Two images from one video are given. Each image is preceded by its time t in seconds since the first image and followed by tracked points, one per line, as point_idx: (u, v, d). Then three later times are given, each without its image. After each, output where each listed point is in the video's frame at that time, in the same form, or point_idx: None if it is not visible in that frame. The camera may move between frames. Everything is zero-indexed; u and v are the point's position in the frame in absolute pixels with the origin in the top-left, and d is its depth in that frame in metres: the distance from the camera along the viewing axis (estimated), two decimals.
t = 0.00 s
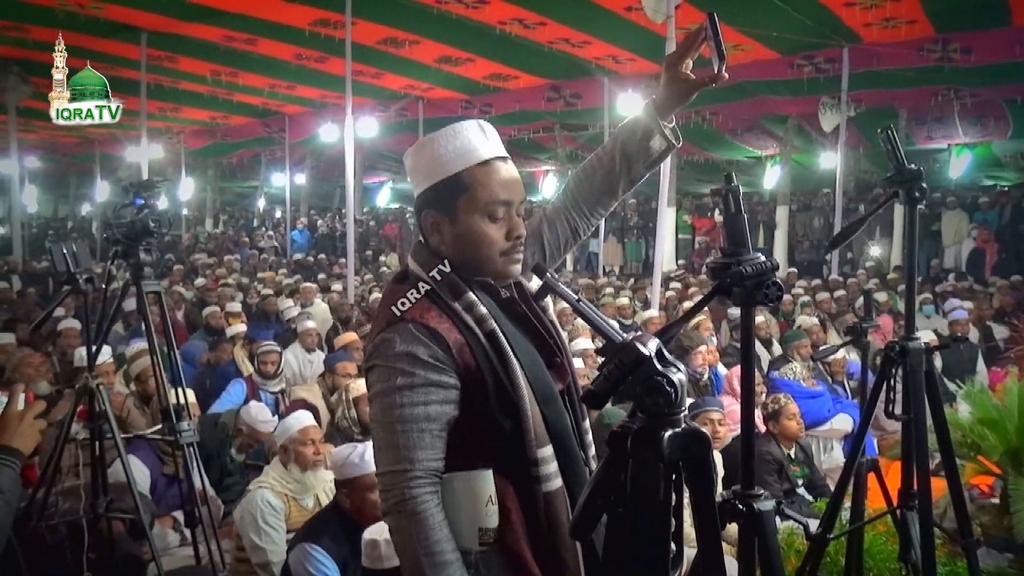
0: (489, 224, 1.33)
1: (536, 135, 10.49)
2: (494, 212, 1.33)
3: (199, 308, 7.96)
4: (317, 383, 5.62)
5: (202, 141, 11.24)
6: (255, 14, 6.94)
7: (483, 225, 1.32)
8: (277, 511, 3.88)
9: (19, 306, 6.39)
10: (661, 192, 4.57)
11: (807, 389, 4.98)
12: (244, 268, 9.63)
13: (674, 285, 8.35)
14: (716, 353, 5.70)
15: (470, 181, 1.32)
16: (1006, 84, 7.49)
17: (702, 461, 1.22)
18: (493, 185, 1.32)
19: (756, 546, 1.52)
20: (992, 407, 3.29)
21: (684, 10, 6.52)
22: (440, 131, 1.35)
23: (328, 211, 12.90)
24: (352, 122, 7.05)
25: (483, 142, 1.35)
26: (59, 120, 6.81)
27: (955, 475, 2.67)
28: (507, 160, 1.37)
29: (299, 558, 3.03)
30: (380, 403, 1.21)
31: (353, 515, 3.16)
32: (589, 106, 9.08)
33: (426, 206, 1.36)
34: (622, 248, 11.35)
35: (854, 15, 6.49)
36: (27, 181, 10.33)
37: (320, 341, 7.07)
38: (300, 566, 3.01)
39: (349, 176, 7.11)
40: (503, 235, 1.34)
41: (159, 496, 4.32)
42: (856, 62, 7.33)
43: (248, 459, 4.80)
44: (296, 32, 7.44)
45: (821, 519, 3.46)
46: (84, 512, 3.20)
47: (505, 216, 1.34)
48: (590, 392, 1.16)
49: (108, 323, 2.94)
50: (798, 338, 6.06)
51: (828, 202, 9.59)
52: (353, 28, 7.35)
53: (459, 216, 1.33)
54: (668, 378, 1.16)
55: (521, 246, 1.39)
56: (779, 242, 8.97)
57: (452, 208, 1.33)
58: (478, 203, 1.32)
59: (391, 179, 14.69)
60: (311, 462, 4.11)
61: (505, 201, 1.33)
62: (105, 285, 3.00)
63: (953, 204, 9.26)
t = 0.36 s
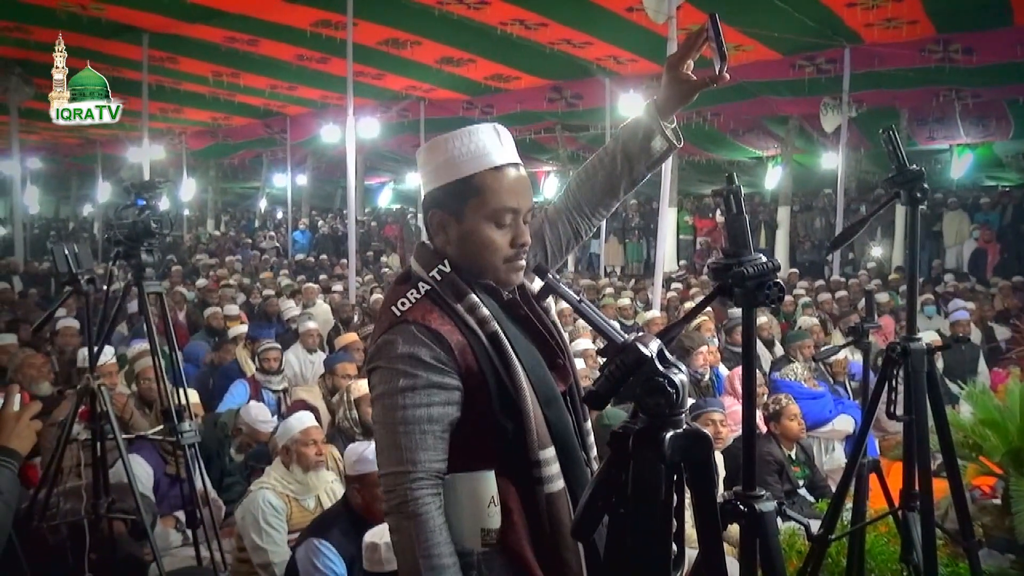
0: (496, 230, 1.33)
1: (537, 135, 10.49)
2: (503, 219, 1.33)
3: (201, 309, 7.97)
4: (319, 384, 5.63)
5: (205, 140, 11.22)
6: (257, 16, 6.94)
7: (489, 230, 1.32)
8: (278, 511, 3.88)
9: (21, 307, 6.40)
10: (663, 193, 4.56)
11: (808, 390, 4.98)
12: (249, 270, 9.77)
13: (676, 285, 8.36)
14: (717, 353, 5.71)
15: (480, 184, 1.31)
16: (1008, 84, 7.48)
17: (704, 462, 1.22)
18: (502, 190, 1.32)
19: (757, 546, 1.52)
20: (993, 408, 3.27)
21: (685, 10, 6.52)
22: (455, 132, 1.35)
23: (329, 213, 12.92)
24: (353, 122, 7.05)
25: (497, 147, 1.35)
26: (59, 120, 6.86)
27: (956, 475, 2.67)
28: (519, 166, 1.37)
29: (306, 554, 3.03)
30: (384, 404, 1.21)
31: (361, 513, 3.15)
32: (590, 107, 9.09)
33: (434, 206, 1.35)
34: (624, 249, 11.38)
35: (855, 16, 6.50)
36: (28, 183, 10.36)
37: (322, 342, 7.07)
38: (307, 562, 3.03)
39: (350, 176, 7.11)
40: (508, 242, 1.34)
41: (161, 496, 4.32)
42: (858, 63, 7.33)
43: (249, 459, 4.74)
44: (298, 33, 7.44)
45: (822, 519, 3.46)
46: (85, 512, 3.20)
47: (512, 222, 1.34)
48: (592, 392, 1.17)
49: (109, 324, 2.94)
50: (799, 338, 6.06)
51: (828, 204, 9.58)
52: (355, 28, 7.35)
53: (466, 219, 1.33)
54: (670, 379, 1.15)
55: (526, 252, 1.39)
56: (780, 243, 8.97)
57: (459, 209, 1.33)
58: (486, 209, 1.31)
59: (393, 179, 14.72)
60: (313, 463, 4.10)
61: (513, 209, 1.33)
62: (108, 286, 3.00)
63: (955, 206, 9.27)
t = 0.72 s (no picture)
0: (499, 231, 1.32)
1: (538, 136, 10.51)
2: (505, 220, 1.32)
3: (201, 309, 7.98)
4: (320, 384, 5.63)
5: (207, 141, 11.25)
6: (258, 16, 6.93)
7: (492, 231, 1.32)
8: (279, 512, 3.88)
9: (22, 307, 6.41)
10: (665, 194, 4.54)
11: (809, 390, 4.96)
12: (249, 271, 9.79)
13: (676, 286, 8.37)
14: (717, 354, 5.71)
15: (482, 184, 1.31)
16: (1009, 85, 7.48)
17: (705, 463, 1.21)
18: (505, 191, 1.31)
19: (758, 546, 1.52)
20: (995, 408, 3.26)
21: (686, 11, 6.52)
22: (459, 133, 1.35)
23: (330, 213, 12.93)
24: (354, 122, 7.05)
25: (501, 148, 1.35)
26: (59, 120, 6.86)
27: (958, 475, 2.67)
28: (523, 167, 1.37)
29: (309, 555, 3.03)
30: (384, 403, 1.21)
31: (366, 511, 3.11)
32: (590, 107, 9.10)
33: (437, 205, 1.35)
34: (625, 249, 11.40)
35: (856, 16, 6.49)
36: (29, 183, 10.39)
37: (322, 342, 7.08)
38: (310, 562, 3.02)
39: (351, 176, 7.11)
40: (510, 243, 1.34)
41: (162, 496, 4.32)
42: (859, 63, 7.33)
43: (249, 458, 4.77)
44: (299, 33, 7.44)
45: (822, 520, 3.46)
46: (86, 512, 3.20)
47: (515, 223, 1.34)
48: (594, 393, 1.17)
49: (110, 324, 2.93)
50: (800, 338, 6.07)
51: (829, 204, 9.59)
52: (355, 28, 7.34)
53: (468, 219, 1.33)
54: (671, 380, 1.15)
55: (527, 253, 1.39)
56: (781, 244, 8.98)
57: (462, 209, 1.33)
58: (489, 209, 1.31)
59: (394, 180, 14.74)
60: (314, 463, 4.09)
61: (516, 210, 1.33)
62: (108, 286, 2.99)
63: (956, 206, 9.28)
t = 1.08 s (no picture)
0: (491, 237, 1.31)
1: (541, 136, 10.51)
2: (496, 225, 1.31)
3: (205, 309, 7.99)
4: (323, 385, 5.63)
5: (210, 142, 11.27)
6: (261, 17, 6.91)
7: (483, 237, 1.31)
8: (283, 512, 3.88)
9: (27, 307, 6.44)
10: (668, 194, 4.48)
11: (813, 391, 4.94)
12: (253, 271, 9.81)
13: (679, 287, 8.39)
14: (720, 354, 5.70)
15: (475, 187, 1.31)
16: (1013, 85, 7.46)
17: (709, 464, 1.21)
18: (496, 196, 1.30)
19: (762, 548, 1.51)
20: (999, 410, 3.24)
21: (689, 11, 6.51)
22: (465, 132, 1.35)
23: (334, 215, 12.95)
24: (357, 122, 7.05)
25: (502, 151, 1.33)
26: (59, 120, 6.86)
27: (961, 476, 2.66)
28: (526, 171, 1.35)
29: (308, 559, 3.04)
30: (387, 403, 1.21)
31: (363, 516, 3.15)
32: (593, 108, 9.11)
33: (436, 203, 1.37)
34: (628, 249, 11.42)
35: (860, 16, 6.47)
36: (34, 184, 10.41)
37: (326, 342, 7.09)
38: (309, 565, 3.03)
39: (354, 177, 7.11)
40: (501, 249, 1.31)
41: (165, 496, 4.33)
42: (862, 63, 7.32)
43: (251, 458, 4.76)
44: (302, 34, 7.45)
45: (826, 521, 3.45)
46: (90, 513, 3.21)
47: (506, 232, 1.31)
48: (596, 393, 1.17)
49: (114, 325, 2.93)
50: (803, 339, 6.06)
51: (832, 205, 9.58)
52: (358, 29, 7.34)
53: (462, 219, 1.33)
54: (674, 380, 1.15)
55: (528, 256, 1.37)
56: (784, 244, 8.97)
57: (456, 209, 1.34)
58: (482, 210, 1.30)
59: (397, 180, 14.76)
60: (317, 464, 4.09)
61: (507, 215, 1.30)
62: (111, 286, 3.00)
63: (960, 206, 9.28)
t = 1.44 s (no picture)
0: (496, 229, 1.31)
1: (550, 137, 10.51)
2: (500, 216, 1.31)
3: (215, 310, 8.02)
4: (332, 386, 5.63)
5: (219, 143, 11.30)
6: (270, 18, 6.93)
7: (488, 229, 1.31)
8: (293, 512, 3.89)
9: (39, 308, 6.48)
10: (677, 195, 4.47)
11: (824, 393, 4.91)
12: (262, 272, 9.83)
13: (688, 288, 8.38)
14: (730, 355, 5.69)
15: (478, 182, 1.31)
16: None
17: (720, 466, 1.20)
18: (500, 186, 1.30)
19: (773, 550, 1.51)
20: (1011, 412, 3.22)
21: (698, 12, 6.50)
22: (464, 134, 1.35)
23: (343, 216, 12.97)
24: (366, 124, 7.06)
25: (504, 145, 1.34)
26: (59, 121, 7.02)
27: (973, 479, 2.64)
28: (531, 165, 1.36)
29: (314, 561, 3.04)
30: (399, 402, 1.21)
31: (367, 519, 3.15)
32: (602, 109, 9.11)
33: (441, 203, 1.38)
34: (638, 251, 11.41)
35: (870, 16, 6.45)
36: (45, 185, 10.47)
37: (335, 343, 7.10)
38: (315, 567, 3.03)
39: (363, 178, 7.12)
40: (507, 240, 1.31)
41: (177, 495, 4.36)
42: (872, 64, 7.29)
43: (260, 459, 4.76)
44: (311, 35, 7.47)
45: (837, 523, 3.44)
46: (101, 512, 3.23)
47: (511, 219, 1.31)
48: (608, 395, 1.16)
49: (125, 325, 2.95)
50: (814, 340, 6.04)
51: (842, 206, 9.54)
52: (367, 30, 7.35)
53: (466, 215, 1.33)
54: (686, 382, 1.14)
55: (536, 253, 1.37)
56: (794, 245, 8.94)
57: (461, 205, 1.34)
58: (485, 203, 1.30)
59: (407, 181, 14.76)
60: (326, 464, 4.10)
61: (509, 205, 1.30)
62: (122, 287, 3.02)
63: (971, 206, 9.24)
